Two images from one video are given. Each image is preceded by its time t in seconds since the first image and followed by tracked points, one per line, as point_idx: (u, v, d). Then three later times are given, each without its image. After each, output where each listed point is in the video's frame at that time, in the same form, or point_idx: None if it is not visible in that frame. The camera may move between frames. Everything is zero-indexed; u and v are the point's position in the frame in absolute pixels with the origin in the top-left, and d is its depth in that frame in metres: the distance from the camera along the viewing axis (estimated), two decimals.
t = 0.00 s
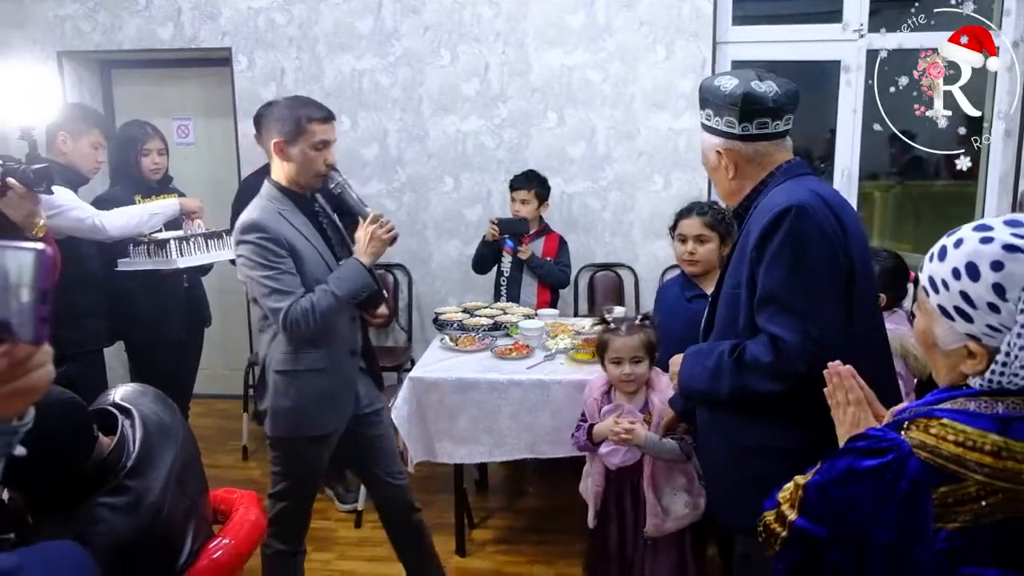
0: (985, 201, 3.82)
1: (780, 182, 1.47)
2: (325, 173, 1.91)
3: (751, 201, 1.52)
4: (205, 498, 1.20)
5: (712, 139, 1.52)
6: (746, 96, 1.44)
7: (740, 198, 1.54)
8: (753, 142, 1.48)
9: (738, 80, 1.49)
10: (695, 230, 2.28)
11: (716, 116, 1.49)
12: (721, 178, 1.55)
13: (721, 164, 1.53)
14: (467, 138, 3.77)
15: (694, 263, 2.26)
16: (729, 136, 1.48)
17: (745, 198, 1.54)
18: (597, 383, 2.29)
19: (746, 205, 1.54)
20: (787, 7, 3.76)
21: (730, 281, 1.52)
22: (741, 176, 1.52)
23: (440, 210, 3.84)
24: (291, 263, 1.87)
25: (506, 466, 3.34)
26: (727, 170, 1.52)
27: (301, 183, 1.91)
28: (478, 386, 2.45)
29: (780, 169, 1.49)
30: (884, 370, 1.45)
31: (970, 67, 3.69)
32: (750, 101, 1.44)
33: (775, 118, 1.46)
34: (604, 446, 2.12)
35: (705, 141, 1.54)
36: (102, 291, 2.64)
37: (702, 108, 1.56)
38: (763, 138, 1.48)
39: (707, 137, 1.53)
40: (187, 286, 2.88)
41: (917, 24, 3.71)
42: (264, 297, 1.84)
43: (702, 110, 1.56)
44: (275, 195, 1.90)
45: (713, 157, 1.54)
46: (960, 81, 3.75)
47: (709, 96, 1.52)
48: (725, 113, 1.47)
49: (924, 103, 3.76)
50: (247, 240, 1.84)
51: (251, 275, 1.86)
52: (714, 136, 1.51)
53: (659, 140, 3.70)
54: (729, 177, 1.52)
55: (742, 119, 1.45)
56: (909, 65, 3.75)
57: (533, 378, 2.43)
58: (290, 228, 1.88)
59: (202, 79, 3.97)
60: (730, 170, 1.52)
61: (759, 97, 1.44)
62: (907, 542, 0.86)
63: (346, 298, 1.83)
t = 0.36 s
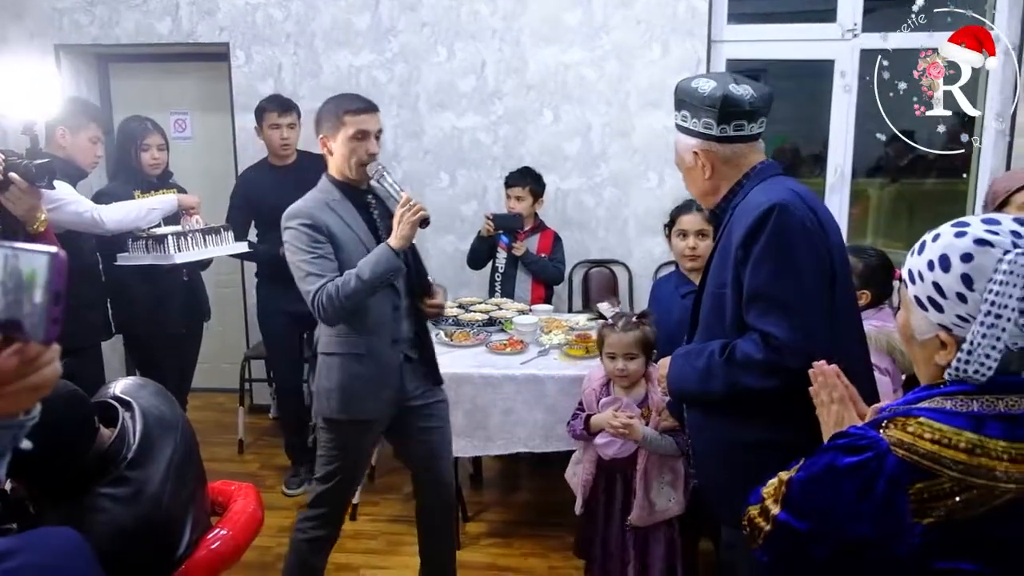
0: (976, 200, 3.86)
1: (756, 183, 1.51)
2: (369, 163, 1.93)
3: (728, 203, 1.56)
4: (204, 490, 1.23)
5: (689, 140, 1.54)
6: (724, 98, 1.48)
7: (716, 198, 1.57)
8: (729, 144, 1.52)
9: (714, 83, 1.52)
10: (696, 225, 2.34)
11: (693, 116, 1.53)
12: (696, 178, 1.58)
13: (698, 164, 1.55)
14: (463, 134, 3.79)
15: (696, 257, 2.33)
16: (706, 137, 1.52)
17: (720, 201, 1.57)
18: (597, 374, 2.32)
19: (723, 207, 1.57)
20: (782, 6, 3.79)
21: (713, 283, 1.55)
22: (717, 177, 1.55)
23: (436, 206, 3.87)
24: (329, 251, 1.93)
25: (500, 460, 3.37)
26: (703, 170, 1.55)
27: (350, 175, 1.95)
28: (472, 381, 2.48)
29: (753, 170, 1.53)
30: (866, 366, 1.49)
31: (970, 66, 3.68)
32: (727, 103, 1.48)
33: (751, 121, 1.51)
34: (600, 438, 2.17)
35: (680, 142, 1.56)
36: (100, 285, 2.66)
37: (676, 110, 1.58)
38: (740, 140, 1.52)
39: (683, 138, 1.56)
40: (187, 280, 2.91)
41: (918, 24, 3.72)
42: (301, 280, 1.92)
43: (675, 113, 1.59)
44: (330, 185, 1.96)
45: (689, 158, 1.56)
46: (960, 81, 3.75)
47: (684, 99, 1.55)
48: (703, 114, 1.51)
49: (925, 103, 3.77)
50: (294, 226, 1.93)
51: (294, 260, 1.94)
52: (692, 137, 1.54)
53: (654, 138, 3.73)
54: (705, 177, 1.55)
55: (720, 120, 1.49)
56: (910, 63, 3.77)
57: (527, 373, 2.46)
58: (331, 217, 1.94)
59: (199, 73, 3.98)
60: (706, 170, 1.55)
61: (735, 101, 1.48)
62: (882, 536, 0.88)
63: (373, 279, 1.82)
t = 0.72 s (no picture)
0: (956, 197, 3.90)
1: (740, 183, 1.53)
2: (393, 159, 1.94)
3: (712, 202, 1.57)
4: (187, 484, 1.23)
5: (682, 131, 1.55)
6: (722, 94, 1.48)
7: (704, 189, 1.58)
8: (721, 140, 1.53)
9: (712, 74, 1.52)
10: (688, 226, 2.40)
11: (687, 107, 1.52)
12: (679, 170, 1.58)
13: (685, 156, 1.56)
14: (448, 130, 3.79)
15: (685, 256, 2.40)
16: (700, 130, 1.52)
17: (703, 200, 1.60)
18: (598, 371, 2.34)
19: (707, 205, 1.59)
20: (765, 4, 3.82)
21: (698, 281, 1.56)
22: (703, 170, 1.56)
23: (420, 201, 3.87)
24: (339, 238, 2.01)
25: (483, 456, 3.38)
26: (692, 163, 1.56)
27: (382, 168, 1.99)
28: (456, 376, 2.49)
29: (737, 168, 1.56)
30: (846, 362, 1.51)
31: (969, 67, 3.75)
32: (725, 101, 1.49)
33: (744, 118, 1.52)
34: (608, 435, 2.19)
35: (672, 131, 1.56)
36: (83, 279, 2.65)
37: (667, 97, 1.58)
38: (731, 138, 1.54)
39: (675, 127, 1.56)
40: (171, 275, 2.91)
41: (918, 24, 3.78)
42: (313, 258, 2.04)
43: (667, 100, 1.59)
44: (367, 178, 2.02)
45: (676, 148, 1.56)
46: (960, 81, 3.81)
47: (680, 86, 1.54)
48: (698, 107, 1.51)
49: (925, 103, 3.86)
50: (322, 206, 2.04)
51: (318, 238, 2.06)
52: (685, 128, 1.54)
53: (638, 134, 3.74)
54: (694, 172, 1.56)
55: (717, 115, 1.50)
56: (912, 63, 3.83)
57: (510, 369, 2.48)
58: (350, 207, 2.00)
59: (183, 67, 3.96)
60: (693, 163, 1.56)
61: (732, 100, 1.49)
62: (855, 534, 0.90)
63: (342, 280, 1.86)
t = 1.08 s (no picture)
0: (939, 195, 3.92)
1: (735, 181, 1.52)
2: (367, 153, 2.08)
3: (707, 200, 1.56)
4: (165, 486, 1.21)
5: (679, 127, 1.52)
6: (724, 91, 1.48)
7: (698, 185, 1.57)
8: (717, 136, 1.52)
9: (708, 70, 1.50)
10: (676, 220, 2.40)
11: (685, 102, 1.50)
12: (675, 164, 1.56)
13: (681, 151, 1.54)
14: (433, 126, 3.77)
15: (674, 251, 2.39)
16: (697, 126, 1.51)
17: (696, 199, 1.58)
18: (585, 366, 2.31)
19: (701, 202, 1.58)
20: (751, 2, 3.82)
21: (690, 279, 1.55)
22: (698, 167, 1.55)
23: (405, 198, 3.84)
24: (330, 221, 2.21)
25: (469, 454, 3.37)
26: (688, 158, 1.54)
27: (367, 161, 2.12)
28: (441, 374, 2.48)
29: (731, 165, 1.54)
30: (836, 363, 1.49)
31: (969, 66, 3.73)
32: (722, 98, 1.48)
33: (740, 115, 1.51)
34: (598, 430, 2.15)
35: (668, 125, 1.54)
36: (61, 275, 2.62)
37: (664, 91, 1.56)
38: (725, 135, 1.53)
39: (671, 121, 1.53)
40: (153, 272, 2.87)
41: (918, 23, 3.79)
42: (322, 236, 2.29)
43: (663, 94, 1.56)
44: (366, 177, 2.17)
45: (673, 143, 1.54)
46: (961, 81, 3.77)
47: (680, 80, 1.52)
48: (695, 102, 1.49)
49: (925, 103, 3.84)
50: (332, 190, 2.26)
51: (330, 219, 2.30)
52: (681, 123, 1.52)
53: (624, 131, 3.73)
54: (689, 167, 1.55)
55: (714, 112, 1.49)
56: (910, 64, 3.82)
57: (495, 367, 2.46)
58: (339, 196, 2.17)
59: (165, 62, 3.92)
60: (690, 159, 1.54)
61: (728, 97, 1.48)
62: (837, 535, 0.89)
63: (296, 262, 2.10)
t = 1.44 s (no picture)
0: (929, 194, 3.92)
1: (727, 180, 1.50)
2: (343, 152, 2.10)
3: (699, 199, 1.54)
4: (145, 494, 1.17)
5: (659, 138, 1.51)
6: (691, 95, 1.45)
7: (684, 195, 1.56)
8: (696, 140, 1.49)
9: (679, 78, 1.49)
10: (665, 221, 2.37)
11: (659, 114, 1.49)
12: (663, 175, 1.55)
13: (665, 161, 1.53)
14: (422, 125, 3.74)
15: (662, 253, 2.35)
16: (674, 134, 1.49)
17: (689, 197, 1.56)
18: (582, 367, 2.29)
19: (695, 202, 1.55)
20: None
21: (684, 278, 1.52)
22: (685, 175, 1.54)
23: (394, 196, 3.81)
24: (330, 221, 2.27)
25: (457, 456, 3.34)
26: (672, 168, 1.53)
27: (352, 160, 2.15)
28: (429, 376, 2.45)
29: (723, 166, 1.52)
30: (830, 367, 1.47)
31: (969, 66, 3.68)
32: (695, 103, 1.46)
33: (717, 117, 1.48)
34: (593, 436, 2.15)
35: (648, 138, 1.53)
36: (43, 275, 2.57)
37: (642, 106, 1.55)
38: (705, 137, 1.49)
39: (649, 134, 1.53)
40: (136, 272, 2.83)
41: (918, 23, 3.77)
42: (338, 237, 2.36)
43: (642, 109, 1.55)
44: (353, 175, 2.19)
45: (656, 154, 1.53)
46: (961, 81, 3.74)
47: (652, 93, 1.51)
48: (669, 112, 1.48)
49: (925, 104, 3.81)
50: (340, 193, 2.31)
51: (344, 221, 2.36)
52: (659, 135, 1.51)
53: (613, 130, 3.71)
54: (676, 177, 1.54)
55: (687, 118, 1.47)
56: (909, 66, 3.80)
57: (484, 368, 2.44)
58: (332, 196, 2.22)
59: (149, 60, 3.87)
60: (674, 168, 1.53)
61: (701, 102, 1.45)
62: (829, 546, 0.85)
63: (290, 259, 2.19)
